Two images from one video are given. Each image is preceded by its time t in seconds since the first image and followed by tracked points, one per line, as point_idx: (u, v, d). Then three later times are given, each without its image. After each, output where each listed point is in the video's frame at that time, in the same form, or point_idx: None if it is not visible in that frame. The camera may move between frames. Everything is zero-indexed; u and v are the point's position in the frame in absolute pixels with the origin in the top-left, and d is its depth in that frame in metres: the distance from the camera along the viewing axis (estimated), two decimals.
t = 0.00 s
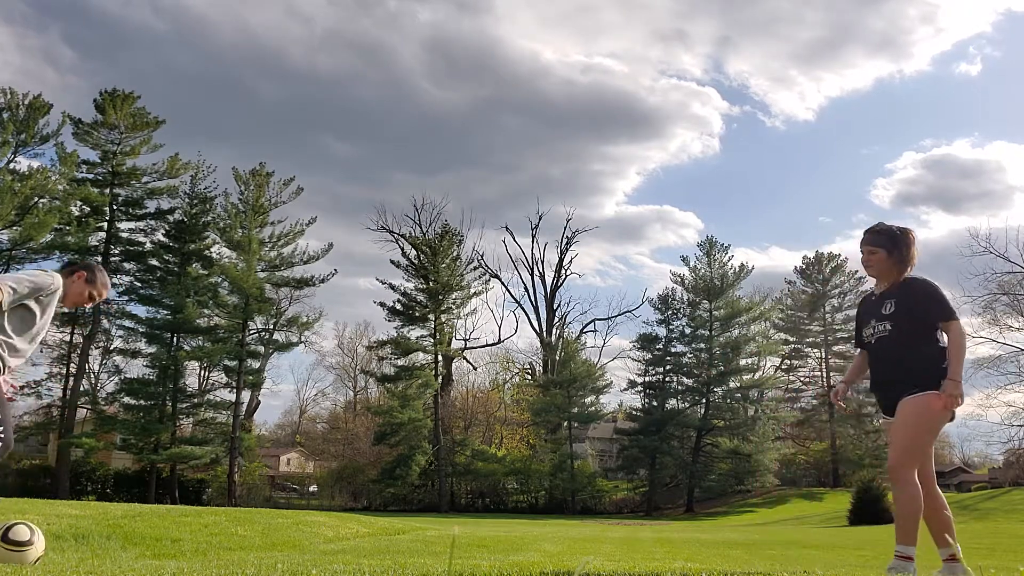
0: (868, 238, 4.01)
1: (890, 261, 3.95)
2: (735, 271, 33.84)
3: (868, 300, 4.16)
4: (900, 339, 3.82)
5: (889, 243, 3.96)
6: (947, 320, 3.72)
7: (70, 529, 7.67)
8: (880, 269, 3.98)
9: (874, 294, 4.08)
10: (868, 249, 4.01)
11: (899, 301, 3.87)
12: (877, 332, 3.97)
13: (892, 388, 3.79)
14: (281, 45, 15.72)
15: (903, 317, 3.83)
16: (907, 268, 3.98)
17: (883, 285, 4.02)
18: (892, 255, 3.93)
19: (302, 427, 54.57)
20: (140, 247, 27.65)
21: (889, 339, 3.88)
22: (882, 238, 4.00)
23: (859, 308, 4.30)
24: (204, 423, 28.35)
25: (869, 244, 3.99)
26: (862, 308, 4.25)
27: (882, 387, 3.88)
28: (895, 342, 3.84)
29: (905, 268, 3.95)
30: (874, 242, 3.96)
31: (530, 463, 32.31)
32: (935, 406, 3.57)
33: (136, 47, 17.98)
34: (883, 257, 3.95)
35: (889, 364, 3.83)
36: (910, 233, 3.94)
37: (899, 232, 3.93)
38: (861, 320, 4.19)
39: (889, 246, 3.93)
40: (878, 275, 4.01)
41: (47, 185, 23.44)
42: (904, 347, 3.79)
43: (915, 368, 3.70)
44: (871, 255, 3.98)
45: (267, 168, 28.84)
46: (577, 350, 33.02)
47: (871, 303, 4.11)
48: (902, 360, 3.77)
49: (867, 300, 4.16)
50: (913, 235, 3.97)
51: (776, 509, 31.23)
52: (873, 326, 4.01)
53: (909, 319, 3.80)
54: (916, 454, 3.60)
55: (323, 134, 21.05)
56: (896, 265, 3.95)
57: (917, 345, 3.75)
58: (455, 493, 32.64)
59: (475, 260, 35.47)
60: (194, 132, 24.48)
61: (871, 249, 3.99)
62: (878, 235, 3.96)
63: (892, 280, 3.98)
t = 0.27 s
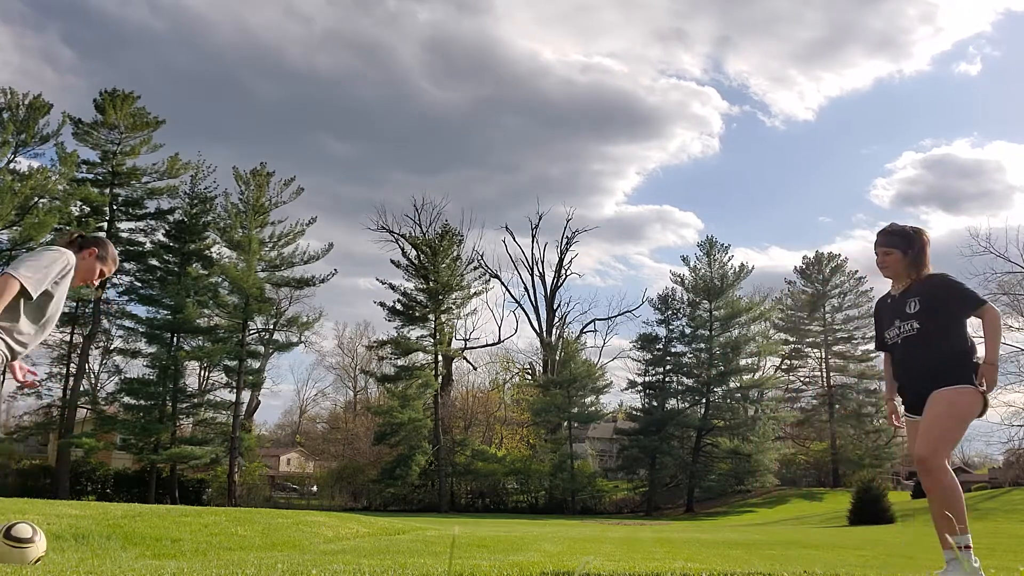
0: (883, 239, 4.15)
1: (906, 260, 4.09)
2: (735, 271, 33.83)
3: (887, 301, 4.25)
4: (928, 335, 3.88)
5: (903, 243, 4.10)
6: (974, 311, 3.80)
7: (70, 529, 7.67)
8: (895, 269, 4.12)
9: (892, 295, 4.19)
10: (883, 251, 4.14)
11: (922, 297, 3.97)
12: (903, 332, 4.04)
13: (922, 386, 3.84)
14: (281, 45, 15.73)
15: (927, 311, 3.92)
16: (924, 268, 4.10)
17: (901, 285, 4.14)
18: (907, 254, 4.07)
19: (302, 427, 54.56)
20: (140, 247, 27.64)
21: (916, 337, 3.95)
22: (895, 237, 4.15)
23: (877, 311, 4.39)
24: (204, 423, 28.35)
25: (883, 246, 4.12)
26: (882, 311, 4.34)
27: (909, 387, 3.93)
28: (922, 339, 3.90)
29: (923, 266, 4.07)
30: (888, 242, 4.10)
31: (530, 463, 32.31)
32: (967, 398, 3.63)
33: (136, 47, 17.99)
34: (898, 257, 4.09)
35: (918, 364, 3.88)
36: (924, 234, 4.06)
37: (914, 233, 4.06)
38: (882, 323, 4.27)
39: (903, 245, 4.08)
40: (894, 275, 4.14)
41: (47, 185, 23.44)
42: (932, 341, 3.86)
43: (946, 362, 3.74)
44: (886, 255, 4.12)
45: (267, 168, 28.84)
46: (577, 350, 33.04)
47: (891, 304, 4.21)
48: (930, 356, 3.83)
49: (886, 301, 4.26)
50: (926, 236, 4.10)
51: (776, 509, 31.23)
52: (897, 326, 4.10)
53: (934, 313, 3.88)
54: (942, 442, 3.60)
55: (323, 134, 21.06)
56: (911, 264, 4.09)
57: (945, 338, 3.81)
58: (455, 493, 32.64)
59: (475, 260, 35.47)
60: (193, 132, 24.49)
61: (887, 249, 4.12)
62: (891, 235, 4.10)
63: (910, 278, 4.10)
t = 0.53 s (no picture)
0: (914, 235, 4.28)
1: (936, 257, 4.20)
2: (735, 271, 33.84)
3: (915, 298, 4.36)
4: (953, 331, 3.96)
5: (935, 239, 4.22)
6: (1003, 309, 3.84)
7: (70, 529, 7.66)
8: (927, 266, 4.22)
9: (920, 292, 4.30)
10: (913, 245, 4.26)
11: (949, 295, 4.06)
12: (927, 328, 4.14)
13: (945, 382, 3.92)
14: (281, 45, 15.74)
15: (953, 307, 4.01)
16: (954, 265, 4.19)
17: (931, 282, 4.25)
18: (937, 252, 4.19)
19: (302, 427, 54.57)
20: (140, 247, 27.62)
21: (940, 333, 4.04)
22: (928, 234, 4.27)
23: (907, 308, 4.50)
24: (204, 423, 28.36)
25: (914, 241, 4.24)
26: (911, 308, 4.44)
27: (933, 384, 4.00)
28: (949, 336, 3.98)
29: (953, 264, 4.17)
30: (919, 237, 4.22)
31: (530, 463, 32.30)
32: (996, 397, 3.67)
33: (136, 47, 17.99)
34: (929, 253, 4.20)
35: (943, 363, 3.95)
36: (957, 229, 4.17)
37: (947, 226, 4.16)
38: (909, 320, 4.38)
39: (934, 242, 4.19)
40: (924, 272, 4.25)
41: (47, 185, 23.44)
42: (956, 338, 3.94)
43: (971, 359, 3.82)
44: (917, 251, 4.23)
45: (268, 168, 28.84)
46: (577, 350, 33.06)
47: (918, 301, 4.31)
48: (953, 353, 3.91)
49: (915, 298, 4.36)
50: (959, 232, 4.20)
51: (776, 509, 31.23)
52: (922, 322, 4.19)
53: (961, 310, 3.97)
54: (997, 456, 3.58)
55: (323, 134, 21.07)
56: (941, 261, 4.20)
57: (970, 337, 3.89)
58: (455, 493, 32.64)
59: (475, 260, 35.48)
60: (193, 132, 24.50)
61: (917, 245, 4.24)
62: (921, 231, 4.23)
63: (940, 277, 4.21)
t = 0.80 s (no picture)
0: (933, 225, 4.03)
1: (959, 248, 3.95)
2: (734, 271, 33.86)
3: (936, 289, 4.15)
4: (981, 330, 3.81)
5: (954, 227, 3.97)
6: None
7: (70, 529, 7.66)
8: (948, 257, 3.98)
9: (942, 284, 4.08)
10: (932, 238, 4.01)
11: (975, 290, 3.86)
12: (952, 324, 3.96)
13: (974, 381, 3.79)
14: (281, 45, 15.75)
15: (981, 304, 3.83)
16: (976, 254, 3.98)
17: (953, 273, 4.02)
18: (959, 242, 3.94)
19: (302, 427, 54.59)
20: (140, 247, 27.63)
21: (968, 331, 3.87)
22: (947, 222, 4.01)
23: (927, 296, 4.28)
24: (204, 423, 28.38)
25: (933, 235, 4.00)
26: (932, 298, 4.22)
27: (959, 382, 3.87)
28: (978, 332, 3.81)
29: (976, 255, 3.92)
30: (938, 230, 3.97)
31: (530, 463, 32.32)
32: None
33: (136, 48, 17.98)
34: (950, 244, 3.96)
35: (970, 362, 3.82)
36: (978, 217, 3.94)
37: (966, 216, 3.93)
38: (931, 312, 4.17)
39: (954, 233, 3.95)
40: (945, 264, 4.02)
41: (47, 185, 23.44)
42: (985, 336, 3.78)
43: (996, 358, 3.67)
44: (937, 244, 3.99)
45: (268, 168, 28.83)
46: (577, 350, 33.07)
47: (939, 293, 4.10)
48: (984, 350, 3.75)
49: (935, 288, 4.15)
50: (979, 218, 3.97)
51: (776, 509, 31.23)
52: (945, 317, 4.01)
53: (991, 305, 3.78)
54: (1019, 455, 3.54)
55: (323, 134, 21.07)
56: (964, 252, 3.96)
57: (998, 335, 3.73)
58: (455, 493, 32.64)
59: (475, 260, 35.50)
60: (193, 132, 24.50)
61: (937, 237, 4.00)
62: (940, 222, 3.98)
63: (963, 267, 3.97)
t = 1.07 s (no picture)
0: (924, 239, 4.07)
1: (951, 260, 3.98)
2: (734, 271, 33.87)
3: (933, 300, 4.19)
4: (975, 343, 3.85)
5: (947, 242, 4.01)
6: None
7: (70, 529, 7.66)
8: (941, 271, 4.03)
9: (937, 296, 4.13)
10: (924, 252, 4.05)
11: (970, 303, 3.90)
12: (948, 337, 4.01)
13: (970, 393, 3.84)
14: (281, 45, 15.76)
15: (973, 317, 3.87)
16: (969, 264, 4.03)
17: (949, 286, 4.05)
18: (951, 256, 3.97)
19: (302, 427, 54.59)
20: (140, 247, 27.63)
21: (964, 344, 3.91)
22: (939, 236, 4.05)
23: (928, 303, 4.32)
24: (204, 423, 28.40)
25: (924, 250, 4.04)
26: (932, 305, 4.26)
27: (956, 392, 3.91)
28: (978, 342, 3.83)
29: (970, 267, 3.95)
30: (927, 246, 4.03)
31: (530, 463, 32.33)
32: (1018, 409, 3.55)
33: (135, 48, 17.98)
34: (941, 257, 4.01)
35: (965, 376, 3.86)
36: (967, 229, 3.99)
37: (956, 229, 3.98)
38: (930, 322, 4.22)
39: (944, 248, 3.98)
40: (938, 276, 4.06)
41: (47, 185, 23.44)
42: (983, 346, 3.81)
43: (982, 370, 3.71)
44: (928, 258, 4.04)
45: (268, 168, 28.83)
46: (577, 350, 33.06)
47: (935, 305, 4.15)
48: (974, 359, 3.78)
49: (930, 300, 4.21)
50: (969, 230, 4.03)
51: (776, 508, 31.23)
52: (942, 329, 4.05)
53: (988, 319, 3.80)
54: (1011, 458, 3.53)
55: (323, 135, 21.12)
56: (956, 264, 4.00)
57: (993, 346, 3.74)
58: (455, 493, 32.65)
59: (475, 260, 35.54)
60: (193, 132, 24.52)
61: (927, 252, 4.05)
62: (930, 240, 4.03)
63: (958, 280, 4.01)
